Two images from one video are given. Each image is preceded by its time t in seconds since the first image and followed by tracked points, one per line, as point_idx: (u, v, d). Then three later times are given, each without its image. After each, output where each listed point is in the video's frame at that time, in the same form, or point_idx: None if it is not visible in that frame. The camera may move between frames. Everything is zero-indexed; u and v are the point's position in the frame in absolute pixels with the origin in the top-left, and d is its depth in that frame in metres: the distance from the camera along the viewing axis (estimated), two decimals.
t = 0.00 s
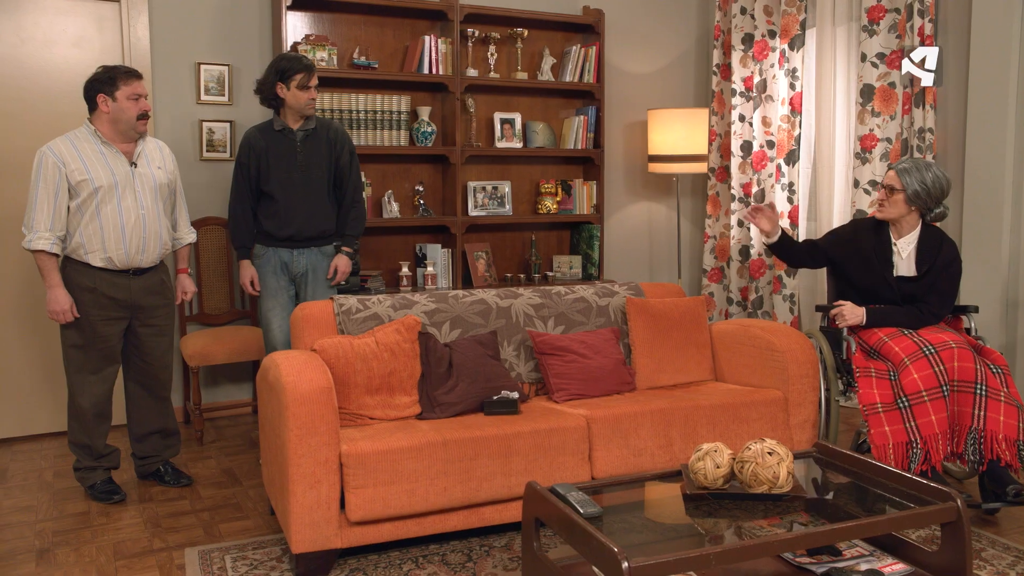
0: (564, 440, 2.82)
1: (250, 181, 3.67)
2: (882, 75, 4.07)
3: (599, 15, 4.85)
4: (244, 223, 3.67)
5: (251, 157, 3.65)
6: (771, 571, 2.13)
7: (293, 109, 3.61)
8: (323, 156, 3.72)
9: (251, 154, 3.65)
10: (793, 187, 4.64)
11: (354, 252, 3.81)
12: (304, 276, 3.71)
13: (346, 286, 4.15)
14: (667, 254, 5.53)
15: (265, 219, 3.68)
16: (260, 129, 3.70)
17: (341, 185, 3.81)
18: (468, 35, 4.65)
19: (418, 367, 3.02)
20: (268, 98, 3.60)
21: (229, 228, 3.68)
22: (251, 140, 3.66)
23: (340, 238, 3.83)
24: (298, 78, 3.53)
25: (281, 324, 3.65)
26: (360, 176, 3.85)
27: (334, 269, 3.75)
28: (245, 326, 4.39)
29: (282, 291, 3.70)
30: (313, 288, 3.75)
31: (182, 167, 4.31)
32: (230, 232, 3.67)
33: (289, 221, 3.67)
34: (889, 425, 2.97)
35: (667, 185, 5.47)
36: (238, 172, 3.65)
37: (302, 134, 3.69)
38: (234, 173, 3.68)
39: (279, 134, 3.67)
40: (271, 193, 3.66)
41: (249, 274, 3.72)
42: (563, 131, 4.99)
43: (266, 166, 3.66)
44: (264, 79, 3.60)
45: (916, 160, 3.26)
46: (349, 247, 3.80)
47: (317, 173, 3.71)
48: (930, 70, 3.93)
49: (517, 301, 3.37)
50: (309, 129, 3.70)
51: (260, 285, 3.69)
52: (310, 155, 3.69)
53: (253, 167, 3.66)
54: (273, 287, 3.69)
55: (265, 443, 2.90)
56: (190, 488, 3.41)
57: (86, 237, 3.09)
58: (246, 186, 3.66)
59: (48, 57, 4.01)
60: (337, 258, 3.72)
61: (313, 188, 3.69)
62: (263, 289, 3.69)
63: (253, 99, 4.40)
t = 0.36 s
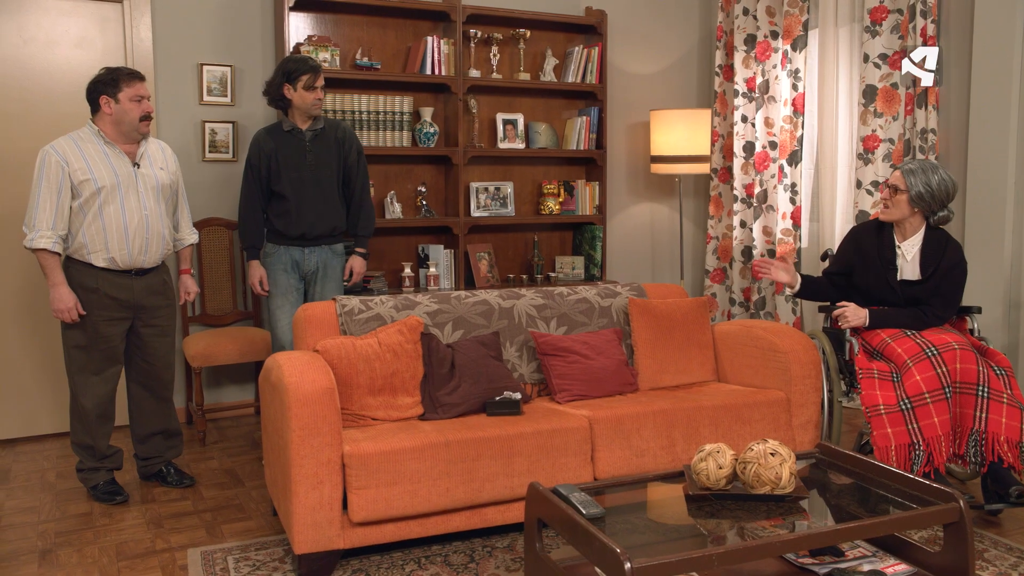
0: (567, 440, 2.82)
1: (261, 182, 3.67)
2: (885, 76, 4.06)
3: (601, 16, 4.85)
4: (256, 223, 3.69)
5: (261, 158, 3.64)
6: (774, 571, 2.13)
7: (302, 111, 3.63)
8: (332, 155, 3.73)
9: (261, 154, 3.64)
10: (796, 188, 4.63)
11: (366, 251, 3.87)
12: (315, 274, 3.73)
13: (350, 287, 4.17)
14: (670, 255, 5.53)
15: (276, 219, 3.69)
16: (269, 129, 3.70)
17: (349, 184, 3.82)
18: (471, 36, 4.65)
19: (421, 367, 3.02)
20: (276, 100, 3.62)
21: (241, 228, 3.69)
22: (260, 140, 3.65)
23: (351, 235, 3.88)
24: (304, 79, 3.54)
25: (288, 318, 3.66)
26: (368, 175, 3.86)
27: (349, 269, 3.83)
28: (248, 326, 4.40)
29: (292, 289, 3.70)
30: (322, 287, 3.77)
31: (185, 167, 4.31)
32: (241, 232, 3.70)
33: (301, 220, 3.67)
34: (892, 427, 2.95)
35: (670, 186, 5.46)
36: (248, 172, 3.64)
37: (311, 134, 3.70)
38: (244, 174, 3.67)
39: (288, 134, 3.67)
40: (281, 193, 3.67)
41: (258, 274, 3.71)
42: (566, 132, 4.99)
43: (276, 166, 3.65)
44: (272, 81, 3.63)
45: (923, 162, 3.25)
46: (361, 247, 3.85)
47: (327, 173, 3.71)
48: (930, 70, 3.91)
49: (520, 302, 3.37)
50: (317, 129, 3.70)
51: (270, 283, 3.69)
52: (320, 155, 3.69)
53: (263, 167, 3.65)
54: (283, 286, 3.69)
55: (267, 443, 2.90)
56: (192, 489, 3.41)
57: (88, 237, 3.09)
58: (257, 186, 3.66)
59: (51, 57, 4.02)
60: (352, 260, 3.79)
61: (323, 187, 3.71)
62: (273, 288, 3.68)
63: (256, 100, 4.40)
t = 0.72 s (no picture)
0: (566, 441, 2.82)
1: (263, 181, 3.66)
2: (883, 77, 4.07)
3: (600, 17, 4.86)
4: (258, 221, 3.68)
5: (264, 157, 3.64)
6: (773, 572, 2.13)
7: (305, 111, 3.63)
8: (336, 156, 3.74)
9: (264, 153, 3.64)
10: (796, 188, 4.64)
11: (368, 251, 3.88)
12: (317, 275, 3.74)
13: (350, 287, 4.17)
14: (669, 255, 5.53)
15: (278, 218, 3.68)
16: (272, 129, 3.69)
17: (351, 184, 3.82)
18: (470, 37, 4.65)
19: (421, 368, 3.02)
20: (279, 100, 3.62)
21: (243, 227, 3.68)
22: (264, 140, 3.65)
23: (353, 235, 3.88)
24: (307, 80, 3.54)
25: (286, 324, 3.68)
26: (371, 176, 3.87)
27: (353, 270, 3.85)
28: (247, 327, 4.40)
29: (292, 290, 3.71)
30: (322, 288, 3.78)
31: (184, 168, 4.31)
32: (244, 231, 3.68)
33: (304, 220, 3.67)
34: (891, 427, 2.95)
35: (669, 186, 5.47)
36: (251, 171, 3.64)
37: (314, 134, 3.70)
38: (246, 173, 3.67)
39: (291, 134, 3.68)
40: (284, 192, 3.66)
41: (259, 275, 3.70)
42: (565, 132, 5.00)
43: (279, 165, 3.65)
44: (276, 81, 3.64)
45: (924, 161, 3.25)
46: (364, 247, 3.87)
47: (330, 173, 3.72)
48: (930, 70, 3.93)
49: (519, 302, 3.37)
50: (321, 129, 3.70)
51: (270, 285, 3.69)
52: (323, 155, 3.69)
53: (266, 166, 3.65)
54: (282, 288, 3.70)
55: (266, 444, 2.89)
56: (191, 490, 3.41)
57: (87, 238, 3.09)
58: (259, 185, 3.65)
59: (50, 58, 4.02)
60: (355, 259, 3.80)
61: (327, 187, 3.71)
62: (272, 289, 3.69)
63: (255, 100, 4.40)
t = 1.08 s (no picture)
0: (563, 442, 2.82)
1: (255, 181, 3.65)
2: (880, 78, 4.07)
3: (597, 17, 4.86)
4: (250, 222, 3.67)
5: (256, 157, 3.63)
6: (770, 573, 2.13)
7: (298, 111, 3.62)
8: (328, 156, 3.75)
9: (256, 153, 3.63)
10: (792, 189, 4.63)
11: (359, 253, 3.90)
12: (310, 275, 3.73)
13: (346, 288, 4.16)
14: (666, 256, 5.53)
15: (271, 218, 3.67)
16: (264, 129, 3.69)
17: (343, 185, 3.84)
18: (467, 37, 4.66)
19: (418, 368, 3.02)
20: (272, 101, 3.62)
21: (234, 227, 3.65)
22: (256, 140, 3.65)
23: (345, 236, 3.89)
24: (301, 81, 3.55)
25: (280, 325, 3.68)
26: (361, 177, 3.89)
27: (344, 270, 3.86)
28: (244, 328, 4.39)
29: (285, 291, 3.71)
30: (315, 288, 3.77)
31: (181, 169, 4.31)
32: (235, 232, 3.66)
33: (296, 220, 3.67)
34: (887, 428, 2.95)
35: (666, 187, 5.47)
36: (243, 172, 3.63)
37: (307, 134, 3.70)
38: (238, 173, 3.65)
39: (283, 134, 3.68)
40: (276, 192, 3.66)
41: (254, 274, 3.67)
42: (562, 133, 5.00)
43: (272, 165, 3.64)
44: (268, 82, 3.63)
45: (920, 162, 3.25)
46: (355, 248, 3.88)
47: (322, 173, 3.72)
48: (930, 70, 3.94)
49: (516, 303, 3.37)
50: (313, 129, 3.71)
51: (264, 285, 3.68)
52: (315, 155, 3.70)
53: (258, 166, 3.64)
54: (276, 288, 3.69)
55: (263, 445, 2.89)
56: (188, 491, 3.41)
57: (84, 239, 3.08)
58: (252, 185, 3.64)
59: (46, 58, 4.01)
60: (347, 260, 3.83)
61: (319, 188, 3.71)
62: (267, 290, 3.68)
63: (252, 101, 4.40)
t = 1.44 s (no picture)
0: (562, 442, 2.82)
1: (252, 183, 3.67)
2: (879, 79, 4.07)
3: (597, 18, 4.86)
4: (245, 223, 3.68)
5: (252, 158, 3.64)
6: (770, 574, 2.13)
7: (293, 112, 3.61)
8: (325, 157, 3.73)
9: (253, 154, 3.64)
10: (792, 191, 4.62)
11: (356, 254, 3.88)
12: (307, 276, 3.73)
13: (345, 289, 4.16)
14: (665, 257, 5.53)
15: (267, 220, 3.68)
16: (262, 130, 3.69)
17: (340, 187, 3.84)
18: (467, 39, 4.66)
19: (417, 369, 3.02)
20: (268, 102, 3.61)
21: (230, 229, 3.67)
22: (253, 141, 3.65)
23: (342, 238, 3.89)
24: (296, 82, 3.53)
25: (277, 325, 3.69)
26: (360, 178, 3.88)
27: (340, 272, 3.84)
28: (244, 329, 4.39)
29: (281, 292, 3.71)
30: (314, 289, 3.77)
31: (181, 170, 4.31)
32: (232, 234, 3.68)
33: (292, 221, 3.67)
34: (887, 429, 2.95)
35: (665, 188, 5.47)
36: (240, 173, 3.64)
37: (303, 135, 3.70)
38: (235, 175, 3.67)
39: (278, 134, 3.67)
40: (272, 194, 3.67)
41: (249, 275, 3.70)
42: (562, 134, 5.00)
43: (268, 166, 3.65)
44: (265, 83, 3.62)
45: (918, 164, 3.25)
46: (353, 249, 3.87)
47: (319, 174, 3.71)
48: (930, 70, 3.96)
49: (516, 304, 3.37)
50: (309, 131, 3.70)
51: (259, 285, 3.70)
52: (312, 156, 3.69)
53: (255, 167, 3.65)
54: (273, 288, 3.70)
55: (263, 446, 2.89)
56: (187, 492, 3.41)
57: (85, 241, 3.08)
58: (248, 187, 3.65)
59: (45, 60, 4.01)
60: (343, 260, 3.81)
61: (316, 189, 3.71)
62: (262, 290, 3.69)
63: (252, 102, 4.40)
